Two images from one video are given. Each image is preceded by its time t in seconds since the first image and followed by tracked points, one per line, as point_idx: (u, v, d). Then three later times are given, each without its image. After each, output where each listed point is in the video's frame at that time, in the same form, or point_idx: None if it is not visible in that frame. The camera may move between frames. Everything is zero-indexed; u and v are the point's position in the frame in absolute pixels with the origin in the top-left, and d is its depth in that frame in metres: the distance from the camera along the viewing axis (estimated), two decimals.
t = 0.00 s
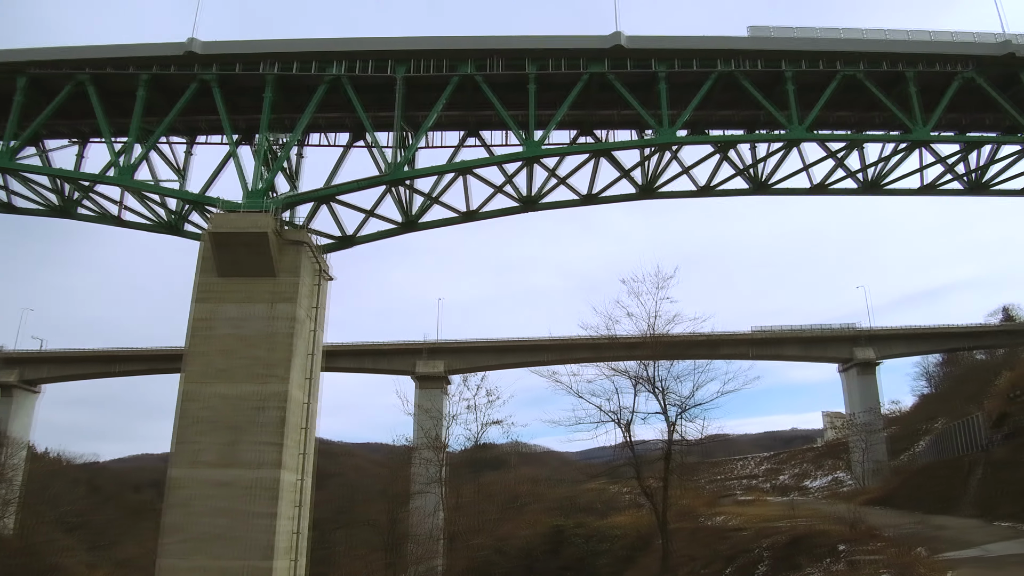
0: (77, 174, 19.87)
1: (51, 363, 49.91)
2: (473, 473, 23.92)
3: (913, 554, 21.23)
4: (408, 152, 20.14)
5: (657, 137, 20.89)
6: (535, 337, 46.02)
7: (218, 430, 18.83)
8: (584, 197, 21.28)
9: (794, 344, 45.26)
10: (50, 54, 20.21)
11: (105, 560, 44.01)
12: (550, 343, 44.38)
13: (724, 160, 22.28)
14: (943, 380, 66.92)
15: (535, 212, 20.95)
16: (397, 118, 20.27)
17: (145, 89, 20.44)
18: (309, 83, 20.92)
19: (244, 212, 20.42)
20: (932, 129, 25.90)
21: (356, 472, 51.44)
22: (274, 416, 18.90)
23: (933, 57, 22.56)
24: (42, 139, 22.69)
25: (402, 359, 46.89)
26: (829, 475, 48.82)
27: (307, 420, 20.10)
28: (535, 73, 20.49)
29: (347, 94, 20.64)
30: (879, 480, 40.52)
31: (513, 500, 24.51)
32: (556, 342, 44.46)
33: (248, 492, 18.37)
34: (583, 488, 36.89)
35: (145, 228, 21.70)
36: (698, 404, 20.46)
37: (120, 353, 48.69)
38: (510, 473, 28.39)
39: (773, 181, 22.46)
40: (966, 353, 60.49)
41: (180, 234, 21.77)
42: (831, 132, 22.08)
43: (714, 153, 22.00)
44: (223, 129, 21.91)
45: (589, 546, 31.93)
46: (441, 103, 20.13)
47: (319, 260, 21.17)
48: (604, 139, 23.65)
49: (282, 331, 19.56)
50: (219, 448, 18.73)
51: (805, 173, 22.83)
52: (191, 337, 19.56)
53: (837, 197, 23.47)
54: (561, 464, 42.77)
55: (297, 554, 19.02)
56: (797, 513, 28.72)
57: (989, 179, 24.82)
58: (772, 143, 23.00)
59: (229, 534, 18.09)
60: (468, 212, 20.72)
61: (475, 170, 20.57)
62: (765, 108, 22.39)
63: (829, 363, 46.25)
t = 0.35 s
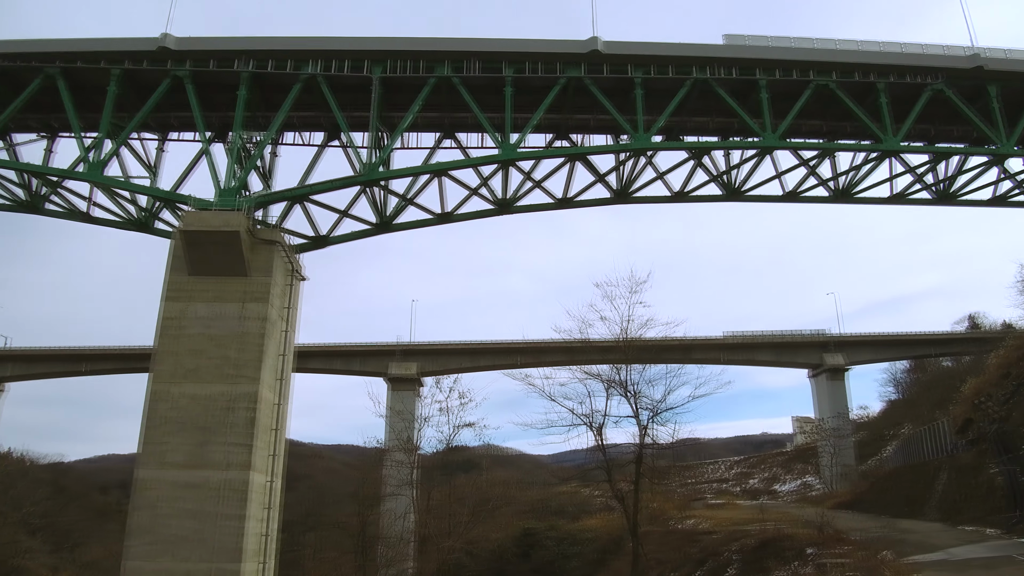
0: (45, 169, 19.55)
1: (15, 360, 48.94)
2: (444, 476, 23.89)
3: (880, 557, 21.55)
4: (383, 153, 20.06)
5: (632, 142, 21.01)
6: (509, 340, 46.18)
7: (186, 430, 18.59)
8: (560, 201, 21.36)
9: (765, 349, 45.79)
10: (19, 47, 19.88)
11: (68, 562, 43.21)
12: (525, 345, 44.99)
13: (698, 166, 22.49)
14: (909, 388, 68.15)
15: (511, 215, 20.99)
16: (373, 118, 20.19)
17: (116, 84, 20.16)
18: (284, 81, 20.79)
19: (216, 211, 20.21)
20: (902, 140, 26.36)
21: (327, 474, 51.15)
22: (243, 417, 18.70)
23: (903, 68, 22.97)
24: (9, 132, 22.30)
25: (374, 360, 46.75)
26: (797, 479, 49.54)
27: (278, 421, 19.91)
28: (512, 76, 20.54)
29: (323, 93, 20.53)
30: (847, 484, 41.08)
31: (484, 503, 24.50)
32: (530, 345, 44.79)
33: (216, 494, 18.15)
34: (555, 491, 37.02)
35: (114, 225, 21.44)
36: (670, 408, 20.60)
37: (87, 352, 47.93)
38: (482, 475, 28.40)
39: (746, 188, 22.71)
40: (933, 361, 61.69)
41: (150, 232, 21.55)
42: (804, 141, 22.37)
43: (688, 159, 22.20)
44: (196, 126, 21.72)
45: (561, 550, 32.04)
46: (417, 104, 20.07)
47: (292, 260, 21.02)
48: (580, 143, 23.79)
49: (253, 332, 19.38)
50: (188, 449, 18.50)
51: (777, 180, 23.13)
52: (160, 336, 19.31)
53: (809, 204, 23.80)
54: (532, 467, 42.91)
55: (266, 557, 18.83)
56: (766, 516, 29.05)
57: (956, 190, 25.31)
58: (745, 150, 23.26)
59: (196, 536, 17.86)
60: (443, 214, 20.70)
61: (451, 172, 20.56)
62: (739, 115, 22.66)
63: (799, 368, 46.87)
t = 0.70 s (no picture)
0: (11, 162, 19.18)
1: None
2: (414, 477, 23.83)
3: (845, 560, 21.88)
4: (357, 152, 19.96)
5: (606, 146, 21.13)
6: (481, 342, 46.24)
7: (153, 430, 18.32)
8: (534, 203, 21.43)
9: (735, 353, 46.34)
10: None
11: (28, 563, 42.24)
12: (496, 347, 45.16)
13: (672, 171, 22.69)
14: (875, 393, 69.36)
15: (484, 216, 21.01)
16: (347, 117, 20.09)
17: (86, 77, 19.86)
18: (258, 78, 20.61)
19: (186, 207, 19.97)
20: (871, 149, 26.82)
21: (296, 475, 50.74)
22: (211, 417, 18.48)
23: (873, 78, 23.38)
24: None
25: (345, 360, 46.52)
26: (765, 481, 50.19)
27: (246, 421, 19.70)
28: (487, 78, 20.56)
29: (297, 91, 20.39)
30: (814, 487, 41.64)
31: (454, 505, 24.46)
32: (502, 347, 44.88)
33: (182, 494, 17.91)
34: (525, 493, 37.09)
35: (82, 219, 21.12)
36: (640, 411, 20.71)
37: (50, 349, 47.00)
38: (451, 476, 28.36)
39: (718, 193, 22.95)
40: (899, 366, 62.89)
41: (119, 227, 21.27)
42: (776, 148, 22.65)
43: (662, 164, 22.39)
44: (167, 122, 21.48)
45: (530, 552, 32.06)
46: (392, 103, 19.99)
47: (263, 258, 20.84)
48: (554, 146, 23.90)
49: (223, 330, 19.18)
50: (154, 448, 18.24)
51: (749, 187, 23.43)
52: (127, 334, 19.02)
53: (780, 211, 24.11)
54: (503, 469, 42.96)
55: (233, 558, 18.60)
56: (734, 519, 29.34)
57: (923, 200, 25.80)
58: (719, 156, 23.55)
59: (161, 537, 17.61)
60: (416, 215, 20.67)
61: (425, 172, 20.51)
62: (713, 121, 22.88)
63: (768, 373, 47.46)
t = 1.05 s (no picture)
0: None
1: None
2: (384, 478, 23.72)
3: (809, 561, 22.19)
4: (329, 150, 19.82)
5: (580, 149, 21.21)
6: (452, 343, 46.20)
7: (117, 428, 18.01)
8: (507, 205, 21.48)
9: (705, 357, 46.86)
10: None
11: None
12: (468, 348, 45.15)
13: (644, 175, 22.86)
14: (841, 398, 70.59)
15: (457, 217, 21.01)
16: (321, 115, 19.94)
17: (53, 68, 19.51)
18: (231, 73, 20.40)
19: (155, 202, 19.68)
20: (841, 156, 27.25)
21: (263, 475, 50.22)
22: (177, 416, 18.23)
23: (843, 87, 23.76)
24: None
25: (316, 360, 46.20)
26: (734, 484, 50.76)
27: (213, 420, 19.46)
28: (462, 78, 20.55)
29: (270, 87, 20.21)
30: (780, 490, 42.20)
31: (423, 505, 24.38)
32: (474, 348, 44.88)
33: (146, 494, 17.63)
34: (495, 495, 37.10)
35: (47, 213, 20.74)
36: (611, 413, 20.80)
37: (12, 345, 45.96)
38: (421, 477, 28.28)
39: (690, 198, 23.17)
40: (865, 372, 64.02)
41: (85, 221, 20.92)
42: (747, 154, 22.91)
43: (635, 168, 22.56)
44: (136, 115, 21.19)
45: (499, 553, 32.05)
46: (366, 102, 19.89)
47: (233, 255, 20.61)
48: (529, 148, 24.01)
49: (190, 328, 18.92)
50: (118, 447, 17.94)
51: (720, 192, 23.69)
52: (91, 331, 18.69)
53: (750, 217, 24.41)
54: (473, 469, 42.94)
55: (198, 559, 18.35)
56: (702, 521, 29.62)
57: (890, 208, 26.27)
58: (691, 161, 23.81)
59: (125, 537, 17.32)
60: (389, 214, 20.60)
61: (398, 172, 20.44)
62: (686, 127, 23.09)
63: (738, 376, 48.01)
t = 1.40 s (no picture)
0: None
1: None
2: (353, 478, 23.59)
3: (776, 563, 22.48)
4: (302, 148, 19.66)
5: (554, 151, 21.27)
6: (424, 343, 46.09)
7: (82, 427, 17.68)
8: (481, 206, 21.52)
9: (676, 360, 47.29)
10: None
11: None
12: (440, 349, 45.06)
13: (618, 178, 23.02)
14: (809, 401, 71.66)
15: (431, 217, 20.98)
16: (294, 112, 19.77)
17: (21, 59, 19.14)
18: (203, 68, 20.16)
19: (123, 197, 19.37)
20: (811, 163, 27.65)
21: (231, 476, 49.62)
22: (144, 414, 17.95)
23: (814, 95, 24.13)
24: None
25: (286, 359, 45.81)
26: (703, 486, 51.28)
27: (181, 419, 19.17)
28: (438, 78, 20.52)
29: (242, 82, 20.01)
30: (749, 492, 42.63)
31: (393, 506, 24.28)
32: (446, 348, 44.82)
33: (111, 494, 17.32)
34: (465, 496, 37.06)
35: (12, 206, 20.34)
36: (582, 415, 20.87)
37: None
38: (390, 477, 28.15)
39: (663, 202, 23.37)
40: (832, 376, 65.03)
41: (51, 216, 20.55)
42: (720, 159, 23.16)
43: (609, 171, 22.72)
44: (106, 109, 20.87)
45: (469, 554, 32.04)
46: (340, 99, 19.77)
47: (202, 252, 20.34)
48: (503, 149, 24.07)
49: (158, 326, 18.65)
50: (83, 445, 17.61)
51: (693, 197, 23.94)
52: (56, 327, 18.32)
53: (722, 222, 24.69)
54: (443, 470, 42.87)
55: (163, 560, 18.05)
56: (671, 523, 29.85)
57: (859, 215, 26.73)
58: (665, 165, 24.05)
59: (88, 537, 17.00)
60: (362, 213, 20.52)
61: (372, 171, 20.35)
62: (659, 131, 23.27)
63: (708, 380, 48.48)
